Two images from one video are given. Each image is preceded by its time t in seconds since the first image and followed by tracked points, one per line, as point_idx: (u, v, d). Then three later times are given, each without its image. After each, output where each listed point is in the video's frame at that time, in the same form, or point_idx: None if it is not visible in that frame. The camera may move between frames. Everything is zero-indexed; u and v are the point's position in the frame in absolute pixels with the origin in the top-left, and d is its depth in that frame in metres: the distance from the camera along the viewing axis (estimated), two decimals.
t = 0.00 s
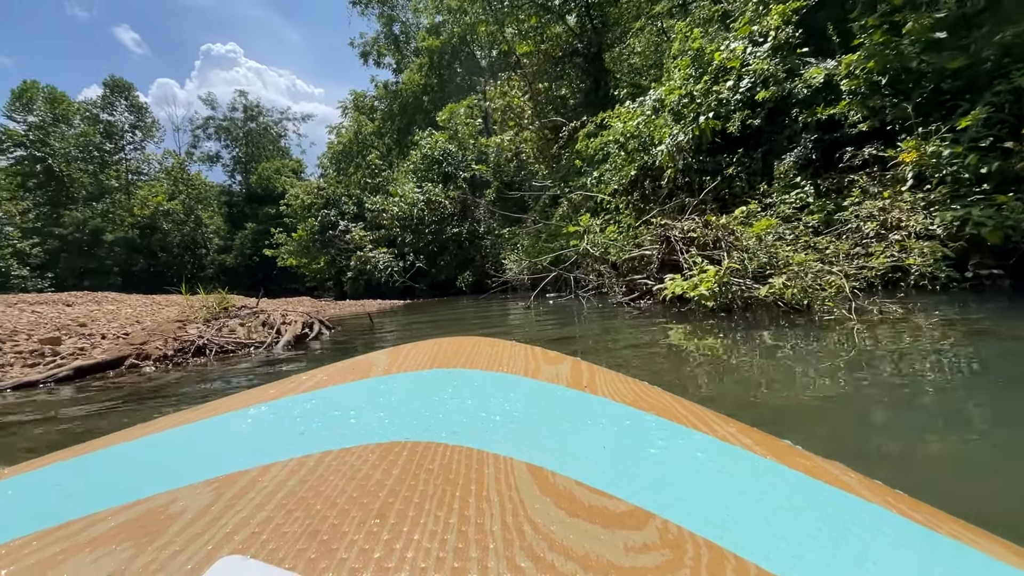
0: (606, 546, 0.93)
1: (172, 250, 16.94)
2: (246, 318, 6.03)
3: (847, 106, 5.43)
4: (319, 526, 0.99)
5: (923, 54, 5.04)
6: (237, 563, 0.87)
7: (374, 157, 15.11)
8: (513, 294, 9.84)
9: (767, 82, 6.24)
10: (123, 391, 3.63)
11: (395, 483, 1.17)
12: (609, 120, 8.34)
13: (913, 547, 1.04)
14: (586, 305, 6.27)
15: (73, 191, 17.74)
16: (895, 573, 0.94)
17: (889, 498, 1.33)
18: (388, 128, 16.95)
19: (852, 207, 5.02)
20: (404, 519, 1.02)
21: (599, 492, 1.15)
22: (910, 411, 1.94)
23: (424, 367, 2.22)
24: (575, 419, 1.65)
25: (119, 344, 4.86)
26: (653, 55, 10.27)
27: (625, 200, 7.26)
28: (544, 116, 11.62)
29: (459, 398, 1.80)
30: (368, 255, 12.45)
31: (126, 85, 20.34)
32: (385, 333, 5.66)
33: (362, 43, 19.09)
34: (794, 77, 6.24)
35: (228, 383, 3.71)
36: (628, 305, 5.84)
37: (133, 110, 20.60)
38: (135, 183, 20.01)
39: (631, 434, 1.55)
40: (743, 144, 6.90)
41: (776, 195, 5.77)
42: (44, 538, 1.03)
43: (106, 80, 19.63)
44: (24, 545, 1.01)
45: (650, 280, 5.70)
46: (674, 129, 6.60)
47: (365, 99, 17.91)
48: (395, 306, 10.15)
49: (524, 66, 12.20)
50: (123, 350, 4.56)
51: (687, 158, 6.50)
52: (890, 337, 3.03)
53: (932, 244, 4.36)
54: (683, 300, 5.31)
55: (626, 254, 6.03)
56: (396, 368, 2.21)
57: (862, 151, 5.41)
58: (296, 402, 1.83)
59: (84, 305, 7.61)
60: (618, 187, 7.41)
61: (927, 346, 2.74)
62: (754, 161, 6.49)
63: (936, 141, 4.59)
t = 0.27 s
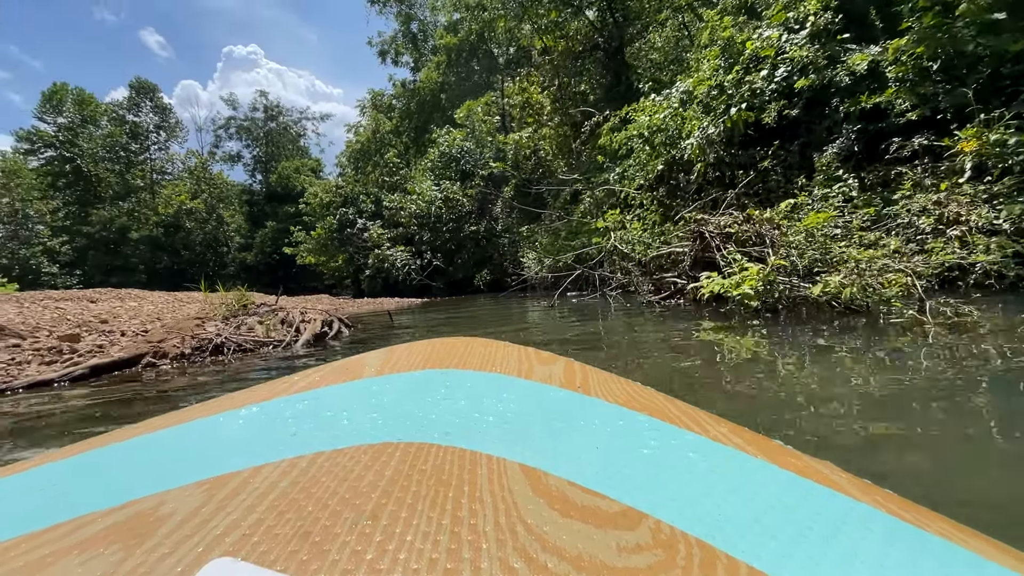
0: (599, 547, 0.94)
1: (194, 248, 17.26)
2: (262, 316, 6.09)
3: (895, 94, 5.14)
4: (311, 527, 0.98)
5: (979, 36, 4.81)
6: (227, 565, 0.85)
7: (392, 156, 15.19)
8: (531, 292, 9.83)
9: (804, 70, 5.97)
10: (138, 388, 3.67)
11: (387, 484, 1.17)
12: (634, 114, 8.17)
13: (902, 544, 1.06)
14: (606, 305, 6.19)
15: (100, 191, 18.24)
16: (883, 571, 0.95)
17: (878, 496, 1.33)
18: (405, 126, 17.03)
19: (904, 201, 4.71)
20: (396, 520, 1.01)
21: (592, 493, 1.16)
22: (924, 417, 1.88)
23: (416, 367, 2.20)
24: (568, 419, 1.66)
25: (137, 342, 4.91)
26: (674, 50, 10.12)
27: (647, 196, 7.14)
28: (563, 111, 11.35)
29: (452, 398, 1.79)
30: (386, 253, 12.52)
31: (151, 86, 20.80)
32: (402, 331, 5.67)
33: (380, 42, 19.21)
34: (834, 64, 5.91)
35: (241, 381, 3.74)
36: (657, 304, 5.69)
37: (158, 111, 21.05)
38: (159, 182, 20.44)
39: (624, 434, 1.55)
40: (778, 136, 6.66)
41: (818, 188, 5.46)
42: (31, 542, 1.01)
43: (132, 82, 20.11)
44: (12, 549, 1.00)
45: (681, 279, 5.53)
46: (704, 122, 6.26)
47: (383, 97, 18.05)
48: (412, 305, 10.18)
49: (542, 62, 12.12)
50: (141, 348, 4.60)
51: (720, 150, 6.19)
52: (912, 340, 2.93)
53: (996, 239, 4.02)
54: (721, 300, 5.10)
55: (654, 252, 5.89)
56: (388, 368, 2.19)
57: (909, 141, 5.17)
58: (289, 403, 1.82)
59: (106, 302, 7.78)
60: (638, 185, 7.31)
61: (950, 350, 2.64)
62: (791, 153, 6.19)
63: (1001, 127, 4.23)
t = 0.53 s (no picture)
0: (599, 545, 0.94)
1: (216, 246, 17.56)
2: (279, 314, 6.15)
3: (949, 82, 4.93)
4: (309, 533, 0.98)
5: None
6: (227, 571, 0.85)
7: (410, 154, 15.26)
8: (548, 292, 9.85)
9: (845, 59, 5.71)
10: (155, 386, 3.71)
11: (386, 487, 1.16)
12: (657, 108, 8.01)
13: (898, 538, 1.07)
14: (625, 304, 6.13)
15: (126, 189, 18.70)
16: (880, 565, 0.96)
17: (874, 492, 1.35)
18: (423, 125, 17.09)
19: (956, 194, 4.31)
20: (395, 523, 1.01)
21: (591, 492, 1.16)
22: (943, 429, 1.82)
23: (409, 371, 2.20)
24: (566, 420, 1.66)
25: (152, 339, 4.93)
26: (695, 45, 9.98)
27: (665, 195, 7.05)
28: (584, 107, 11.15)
29: (451, 400, 1.80)
30: (404, 251, 12.55)
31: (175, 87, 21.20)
32: (418, 330, 5.68)
33: (398, 41, 19.30)
34: (879, 50, 5.64)
35: (256, 379, 3.78)
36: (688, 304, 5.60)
37: (182, 112, 21.45)
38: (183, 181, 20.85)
39: (622, 433, 1.57)
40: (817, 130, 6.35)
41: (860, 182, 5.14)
42: (23, 554, 0.99)
43: (157, 82, 20.56)
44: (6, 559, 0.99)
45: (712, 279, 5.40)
46: (734, 114, 6.11)
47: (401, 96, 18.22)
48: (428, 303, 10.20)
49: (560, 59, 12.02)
50: (156, 346, 4.62)
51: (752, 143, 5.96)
52: (936, 348, 2.83)
53: None
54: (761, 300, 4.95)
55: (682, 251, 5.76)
56: (385, 372, 2.19)
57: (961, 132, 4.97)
58: (285, 408, 1.81)
59: (128, 298, 7.94)
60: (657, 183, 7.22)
61: (976, 360, 2.54)
62: (830, 147, 5.90)
63: None
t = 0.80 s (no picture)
0: (598, 546, 0.98)
1: (237, 243, 17.89)
2: (294, 310, 6.24)
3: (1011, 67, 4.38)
4: (308, 535, 1.01)
5: None
6: (225, 573, 0.88)
7: (427, 152, 15.32)
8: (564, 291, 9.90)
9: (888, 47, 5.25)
10: (174, 382, 3.81)
11: (385, 489, 1.20)
12: (683, 102, 7.84)
13: (895, 538, 1.12)
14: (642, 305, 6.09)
15: (151, 187, 19.16)
16: (875, 564, 1.02)
17: (871, 492, 1.41)
18: (441, 122, 17.15)
19: None
20: (394, 525, 1.04)
21: (591, 493, 1.21)
22: (953, 443, 1.78)
23: (410, 370, 2.23)
24: (566, 421, 1.71)
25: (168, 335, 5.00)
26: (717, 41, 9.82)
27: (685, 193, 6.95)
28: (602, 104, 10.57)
29: (452, 401, 1.84)
30: (420, 249, 12.66)
31: (198, 85, 21.56)
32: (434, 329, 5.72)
33: (417, 38, 19.35)
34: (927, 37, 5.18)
35: (269, 377, 3.86)
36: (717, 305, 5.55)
37: (205, 110, 21.85)
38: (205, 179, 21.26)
39: (623, 434, 1.62)
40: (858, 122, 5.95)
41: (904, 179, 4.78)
42: (24, 554, 1.03)
43: (181, 82, 21.00)
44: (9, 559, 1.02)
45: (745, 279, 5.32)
46: (765, 108, 5.73)
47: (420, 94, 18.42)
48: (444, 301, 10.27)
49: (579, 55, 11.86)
50: (170, 343, 4.69)
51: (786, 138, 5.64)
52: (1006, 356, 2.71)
53: None
54: (801, 302, 4.84)
55: (710, 250, 5.66)
56: (384, 372, 2.20)
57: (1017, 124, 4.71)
58: (285, 408, 1.84)
59: (150, 293, 8.13)
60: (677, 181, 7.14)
61: (996, 371, 2.47)
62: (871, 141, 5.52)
63: None
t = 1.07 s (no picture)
0: (597, 545, 0.98)
1: (256, 240, 18.16)
2: (308, 308, 6.29)
3: None
4: (308, 534, 1.01)
5: None
6: (223, 572, 0.88)
7: (443, 150, 15.35)
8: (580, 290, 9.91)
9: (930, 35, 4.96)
10: (190, 378, 3.88)
11: (385, 488, 1.19)
12: (708, 97, 7.66)
13: (895, 538, 1.12)
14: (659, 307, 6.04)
15: (174, 184, 19.57)
16: (876, 565, 1.01)
17: (871, 492, 1.41)
18: (457, 120, 17.19)
19: None
20: (394, 524, 1.04)
21: (590, 493, 1.20)
22: (970, 457, 1.73)
23: (411, 369, 2.21)
24: (566, 420, 1.70)
25: (179, 332, 5.05)
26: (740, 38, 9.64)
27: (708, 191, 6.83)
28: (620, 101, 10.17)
29: (452, 399, 1.82)
30: (436, 247, 12.72)
31: (220, 84, 21.90)
32: (448, 328, 5.74)
33: (434, 36, 19.40)
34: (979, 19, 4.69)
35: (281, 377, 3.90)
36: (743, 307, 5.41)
37: (226, 109, 22.21)
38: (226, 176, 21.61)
39: (621, 434, 1.61)
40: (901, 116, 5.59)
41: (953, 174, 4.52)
42: (23, 553, 1.03)
43: (203, 81, 21.38)
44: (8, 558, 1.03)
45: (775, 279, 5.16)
46: (797, 100, 5.49)
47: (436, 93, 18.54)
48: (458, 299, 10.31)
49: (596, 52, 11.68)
50: (179, 341, 4.71)
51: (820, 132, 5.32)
52: None
53: None
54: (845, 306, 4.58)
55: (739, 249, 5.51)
56: (384, 371, 2.18)
57: None
58: (285, 407, 1.83)
59: (168, 288, 8.29)
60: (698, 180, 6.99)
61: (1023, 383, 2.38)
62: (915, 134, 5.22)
63: None
